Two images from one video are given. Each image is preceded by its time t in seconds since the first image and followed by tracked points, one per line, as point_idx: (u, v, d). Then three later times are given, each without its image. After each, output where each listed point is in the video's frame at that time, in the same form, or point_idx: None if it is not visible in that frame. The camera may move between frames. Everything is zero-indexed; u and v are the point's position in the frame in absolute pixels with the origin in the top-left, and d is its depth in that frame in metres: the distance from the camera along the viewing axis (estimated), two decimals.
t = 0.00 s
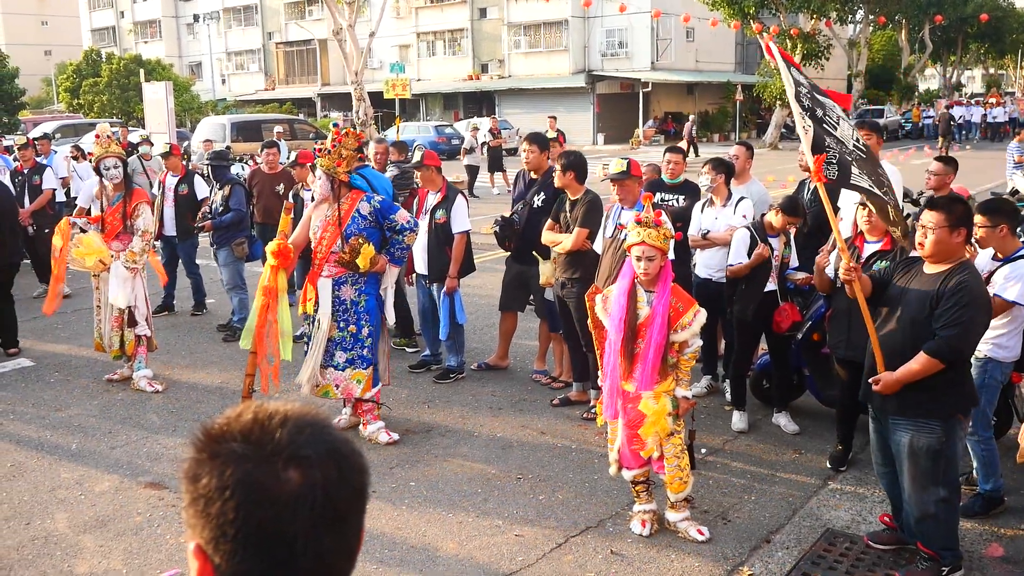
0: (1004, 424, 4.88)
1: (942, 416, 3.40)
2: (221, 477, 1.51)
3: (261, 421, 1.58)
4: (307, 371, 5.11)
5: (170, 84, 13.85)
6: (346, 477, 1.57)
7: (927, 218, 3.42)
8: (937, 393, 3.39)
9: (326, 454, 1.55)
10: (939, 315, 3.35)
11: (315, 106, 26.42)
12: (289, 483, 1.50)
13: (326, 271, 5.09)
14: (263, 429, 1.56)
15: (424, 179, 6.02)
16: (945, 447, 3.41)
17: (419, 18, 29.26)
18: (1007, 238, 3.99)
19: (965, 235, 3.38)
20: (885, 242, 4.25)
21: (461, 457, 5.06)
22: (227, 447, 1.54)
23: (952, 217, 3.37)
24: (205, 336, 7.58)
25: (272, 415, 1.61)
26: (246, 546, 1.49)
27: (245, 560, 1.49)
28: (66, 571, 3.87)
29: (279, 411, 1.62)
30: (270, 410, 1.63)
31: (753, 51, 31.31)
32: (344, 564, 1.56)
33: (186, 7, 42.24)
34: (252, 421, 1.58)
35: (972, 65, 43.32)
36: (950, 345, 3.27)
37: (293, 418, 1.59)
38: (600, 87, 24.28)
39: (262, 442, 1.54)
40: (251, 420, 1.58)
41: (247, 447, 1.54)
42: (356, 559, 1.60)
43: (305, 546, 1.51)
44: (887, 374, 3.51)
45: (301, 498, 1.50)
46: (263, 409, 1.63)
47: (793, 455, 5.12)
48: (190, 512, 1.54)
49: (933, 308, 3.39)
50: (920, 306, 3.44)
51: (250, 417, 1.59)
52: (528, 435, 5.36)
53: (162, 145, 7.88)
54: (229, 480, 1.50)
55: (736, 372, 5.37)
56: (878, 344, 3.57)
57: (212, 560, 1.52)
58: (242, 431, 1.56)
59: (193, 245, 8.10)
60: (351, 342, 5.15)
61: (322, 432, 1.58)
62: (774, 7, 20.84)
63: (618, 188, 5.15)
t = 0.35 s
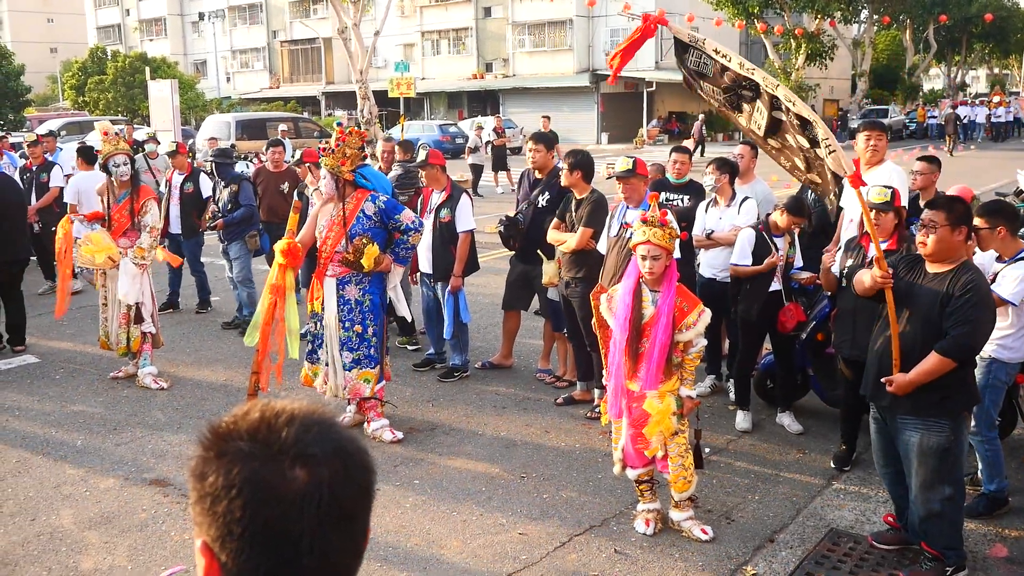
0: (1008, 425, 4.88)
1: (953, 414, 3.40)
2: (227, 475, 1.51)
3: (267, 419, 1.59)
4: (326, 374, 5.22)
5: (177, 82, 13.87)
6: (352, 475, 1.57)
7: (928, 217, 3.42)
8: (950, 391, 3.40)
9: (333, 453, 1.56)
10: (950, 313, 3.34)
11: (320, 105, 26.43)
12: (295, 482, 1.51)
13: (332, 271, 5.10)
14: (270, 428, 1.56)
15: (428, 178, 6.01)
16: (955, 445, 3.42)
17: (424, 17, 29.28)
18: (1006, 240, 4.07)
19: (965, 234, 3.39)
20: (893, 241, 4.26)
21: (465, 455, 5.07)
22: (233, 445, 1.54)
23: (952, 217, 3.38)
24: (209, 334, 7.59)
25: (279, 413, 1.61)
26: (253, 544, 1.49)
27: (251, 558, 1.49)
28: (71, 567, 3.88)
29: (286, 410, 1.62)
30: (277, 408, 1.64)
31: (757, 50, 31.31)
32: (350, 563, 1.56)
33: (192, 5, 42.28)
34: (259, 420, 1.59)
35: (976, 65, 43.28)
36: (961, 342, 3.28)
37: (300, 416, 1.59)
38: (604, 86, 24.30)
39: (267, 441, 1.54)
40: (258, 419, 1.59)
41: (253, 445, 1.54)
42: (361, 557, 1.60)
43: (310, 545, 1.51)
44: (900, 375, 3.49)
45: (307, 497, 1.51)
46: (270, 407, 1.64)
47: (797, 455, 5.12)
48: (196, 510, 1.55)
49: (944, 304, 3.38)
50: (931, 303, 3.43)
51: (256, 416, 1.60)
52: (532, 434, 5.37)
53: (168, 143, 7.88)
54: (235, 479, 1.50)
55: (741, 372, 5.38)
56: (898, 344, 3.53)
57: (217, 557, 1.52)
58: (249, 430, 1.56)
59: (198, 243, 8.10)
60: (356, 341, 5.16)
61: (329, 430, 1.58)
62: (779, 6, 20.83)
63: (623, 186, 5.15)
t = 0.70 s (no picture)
0: (1011, 426, 4.88)
1: (955, 414, 3.40)
2: (226, 475, 1.52)
3: (268, 420, 1.59)
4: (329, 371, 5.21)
5: (181, 80, 13.89)
6: (353, 476, 1.56)
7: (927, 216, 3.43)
8: (951, 391, 3.40)
9: (334, 454, 1.55)
10: (950, 313, 3.35)
11: (323, 103, 26.46)
12: (294, 483, 1.51)
13: (334, 271, 5.11)
14: (271, 429, 1.56)
15: (431, 177, 6.02)
16: (956, 446, 3.42)
17: (428, 16, 29.29)
18: (999, 244, 4.13)
19: (962, 234, 3.40)
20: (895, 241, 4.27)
21: (467, 455, 5.08)
22: (233, 445, 1.55)
23: (948, 217, 3.39)
24: (212, 331, 7.60)
25: (281, 414, 1.61)
26: (252, 544, 1.49)
27: (251, 558, 1.50)
28: (73, 565, 3.89)
29: (288, 411, 1.63)
30: (280, 409, 1.64)
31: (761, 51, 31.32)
32: (350, 566, 1.56)
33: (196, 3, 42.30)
34: (260, 420, 1.59)
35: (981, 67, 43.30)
36: (961, 342, 3.29)
37: (301, 418, 1.59)
38: (607, 86, 24.31)
39: (267, 442, 1.54)
40: (259, 420, 1.59)
41: (253, 446, 1.54)
42: (361, 560, 1.60)
43: (308, 547, 1.50)
44: (901, 377, 3.49)
45: (307, 498, 1.50)
46: (273, 408, 1.64)
47: (799, 455, 5.12)
48: (196, 508, 1.55)
49: (944, 303, 3.38)
50: (930, 302, 3.43)
51: (258, 416, 1.60)
52: (534, 433, 5.38)
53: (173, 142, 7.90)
54: (234, 479, 1.51)
55: (743, 372, 5.38)
56: (901, 347, 3.50)
57: (216, 557, 1.53)
58: (250, 430, 1.57)
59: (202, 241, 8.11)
60: (359, 340, 5.17)
61: (331, 432, 1.58)
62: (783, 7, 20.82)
63: (625, 186, 5.16)
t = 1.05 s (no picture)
0: (1012, 425, 4.89)
1: (951, 414, 3.41)
2: (233, 473, 1.53)
3: (278, 420, 1.60)
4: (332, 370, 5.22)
5: (183, 79, 13.90)
6: (360, 477, 1.57)
7: (925, 216, 3.43)
8: (947, 391, 3.40)
9: (342, 455, 1.56)
10: (945, 314, 3.36)
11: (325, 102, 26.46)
12: (301, 483, 1.52)
13: (338, 271, 5.12)
14: (279, 428, 1.58)
15: (433, 177, 6.04)
16: (955, 445, 3.42)
17: (431, 15, 29.28)
18: (999, 243, 4.14)
19: (961, 235, 3.40)
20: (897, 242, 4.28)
21: (469, 454, 5.09)
22: (243, 444, 1.56)
23: (947, 218, 3.40)
24: (214, 330, 7.62)
25: (291, 414, 1.62)
26: (258, 543, 1.50)
27: (257, 557, 1.51)
28: (75, 563, 3.91)
29: (297, 411, 1.63)
30: (290, 409, 1.65)
31: (763, 51, 31.32)
32: (355, 567, 1.57)
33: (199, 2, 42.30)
34: (270, 420, 1.60)
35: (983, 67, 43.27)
36: (957, 342, 3.30)
37: (311, 418, 1.60)
38: (609, 86, 24.31)
39: (276, 442, 1.55)
40: (269, 419, 1.60)
41: (262, 445, 1.55)
42: (368, 561, 1.61)
43: (312, 546, 1.51)
44: (898, 376, 3.51)
45: (312, 498, 1.51)
46: (283, 408, 1.65)
47: (801, 455, 5.13)
48: (205, 505, 1.57)
49: (938, 305, 3.39)
50: (925, 301, 3.43)
51: (268, 416, 1.61)
52: (537, 433, 5.39)
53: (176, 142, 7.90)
54: (241, 477, 1.52)
55: (744, 372, 5.39)
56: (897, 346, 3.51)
57: (224, 555, 1.54)
58: (259, 429, 1.58)
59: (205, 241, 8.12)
60: (363, 339, 5.19)
61: (339, 433, 1.59)
62: (785, 7, 20.82)
63: (627, 186, 5.18)
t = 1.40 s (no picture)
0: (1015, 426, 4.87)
1: (950, 415, 3.41)
2: (238, 471, 1.53)
3: (283, 418, 1.60)
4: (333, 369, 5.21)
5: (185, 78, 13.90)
6: (364, 476, 1.57)
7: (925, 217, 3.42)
8: (946, 391, 3.40)
9: (346, 455, 1.56)
10: (942, 314, 3.35)
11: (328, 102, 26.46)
12: (305, 481, 1.51)
13: (340, 270, 5.11)
14: (284, 427, 1.58)
15: (434, 177, 6.03)
16: (955, 446, 3.42)
17: (433, 14, 29.26)
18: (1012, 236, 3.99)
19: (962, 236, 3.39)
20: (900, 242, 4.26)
21: (471, 453, 5.09)
22: (247, 442, 1.56)
23: (949, 218, 3.38)
24: (216, 329, 7.62)
25: (295, 413, 1.62)
26: (262, 541, 1.50)
27: (260, 556, 1.50)
28: (77, 562, 3.91)
29: (301, 410, 1.63)
30: (295, 408, 1.65)
31: (766, 50, 31.29)
32: (359, 566, 1.56)
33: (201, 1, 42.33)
34: (275, 419, 1.60)
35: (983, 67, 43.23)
36: (955, 342, 3.29)
37: (315, 417, 1.60)
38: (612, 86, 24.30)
39: (281, 440, 1.55)
40: (274, 418, 1.60)
41: (267, 444, 1.55)
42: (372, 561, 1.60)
43: (315, 545, 1.51)
44: (897, 377, 3.51)
45: (316, 497, 1.51)
46: (287, 407, 1.64)
47: (803, 455, 5.12)
48: (210, 503, 1.56)
49: (935, 306, 3.39)
50: (924, 300, 3.43)
51: (273, 414, 1.61)
52: (538, 432, 5.38)
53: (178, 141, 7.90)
54: (245, 475, 1.52)
55: (746, 371, 5.38)
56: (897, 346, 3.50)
57: (228, 553, 1.54)
58: (264, 428, 1.58)
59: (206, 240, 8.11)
60: (365, 338, 5.19)
61: (344, 433, 1.58)
62: (788, 6, 20.79)
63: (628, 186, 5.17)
